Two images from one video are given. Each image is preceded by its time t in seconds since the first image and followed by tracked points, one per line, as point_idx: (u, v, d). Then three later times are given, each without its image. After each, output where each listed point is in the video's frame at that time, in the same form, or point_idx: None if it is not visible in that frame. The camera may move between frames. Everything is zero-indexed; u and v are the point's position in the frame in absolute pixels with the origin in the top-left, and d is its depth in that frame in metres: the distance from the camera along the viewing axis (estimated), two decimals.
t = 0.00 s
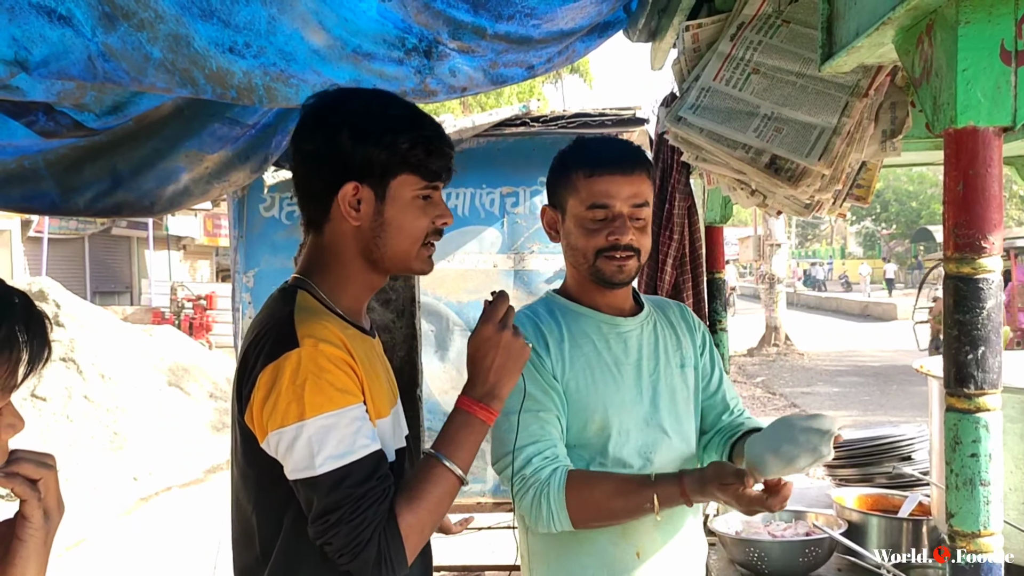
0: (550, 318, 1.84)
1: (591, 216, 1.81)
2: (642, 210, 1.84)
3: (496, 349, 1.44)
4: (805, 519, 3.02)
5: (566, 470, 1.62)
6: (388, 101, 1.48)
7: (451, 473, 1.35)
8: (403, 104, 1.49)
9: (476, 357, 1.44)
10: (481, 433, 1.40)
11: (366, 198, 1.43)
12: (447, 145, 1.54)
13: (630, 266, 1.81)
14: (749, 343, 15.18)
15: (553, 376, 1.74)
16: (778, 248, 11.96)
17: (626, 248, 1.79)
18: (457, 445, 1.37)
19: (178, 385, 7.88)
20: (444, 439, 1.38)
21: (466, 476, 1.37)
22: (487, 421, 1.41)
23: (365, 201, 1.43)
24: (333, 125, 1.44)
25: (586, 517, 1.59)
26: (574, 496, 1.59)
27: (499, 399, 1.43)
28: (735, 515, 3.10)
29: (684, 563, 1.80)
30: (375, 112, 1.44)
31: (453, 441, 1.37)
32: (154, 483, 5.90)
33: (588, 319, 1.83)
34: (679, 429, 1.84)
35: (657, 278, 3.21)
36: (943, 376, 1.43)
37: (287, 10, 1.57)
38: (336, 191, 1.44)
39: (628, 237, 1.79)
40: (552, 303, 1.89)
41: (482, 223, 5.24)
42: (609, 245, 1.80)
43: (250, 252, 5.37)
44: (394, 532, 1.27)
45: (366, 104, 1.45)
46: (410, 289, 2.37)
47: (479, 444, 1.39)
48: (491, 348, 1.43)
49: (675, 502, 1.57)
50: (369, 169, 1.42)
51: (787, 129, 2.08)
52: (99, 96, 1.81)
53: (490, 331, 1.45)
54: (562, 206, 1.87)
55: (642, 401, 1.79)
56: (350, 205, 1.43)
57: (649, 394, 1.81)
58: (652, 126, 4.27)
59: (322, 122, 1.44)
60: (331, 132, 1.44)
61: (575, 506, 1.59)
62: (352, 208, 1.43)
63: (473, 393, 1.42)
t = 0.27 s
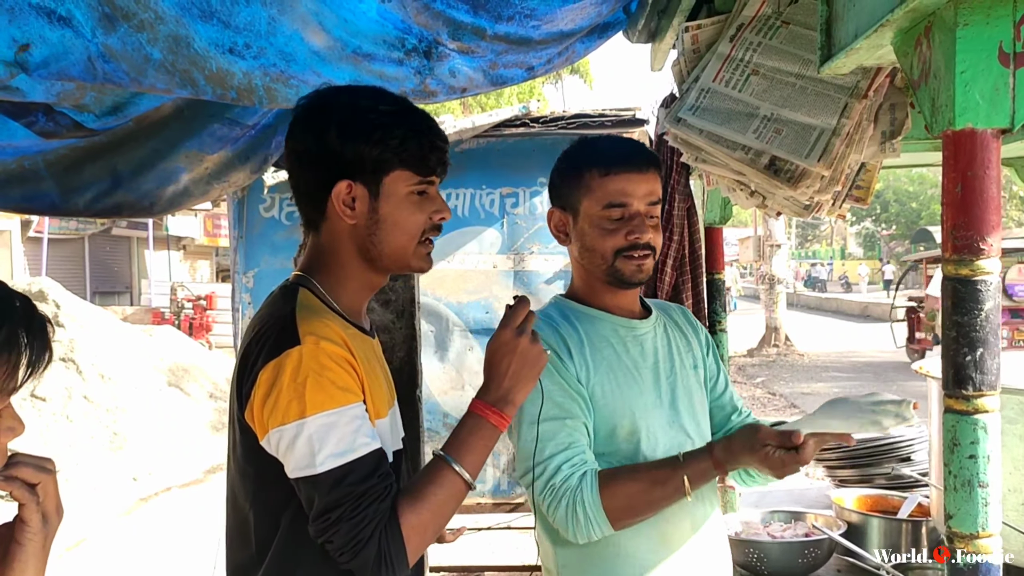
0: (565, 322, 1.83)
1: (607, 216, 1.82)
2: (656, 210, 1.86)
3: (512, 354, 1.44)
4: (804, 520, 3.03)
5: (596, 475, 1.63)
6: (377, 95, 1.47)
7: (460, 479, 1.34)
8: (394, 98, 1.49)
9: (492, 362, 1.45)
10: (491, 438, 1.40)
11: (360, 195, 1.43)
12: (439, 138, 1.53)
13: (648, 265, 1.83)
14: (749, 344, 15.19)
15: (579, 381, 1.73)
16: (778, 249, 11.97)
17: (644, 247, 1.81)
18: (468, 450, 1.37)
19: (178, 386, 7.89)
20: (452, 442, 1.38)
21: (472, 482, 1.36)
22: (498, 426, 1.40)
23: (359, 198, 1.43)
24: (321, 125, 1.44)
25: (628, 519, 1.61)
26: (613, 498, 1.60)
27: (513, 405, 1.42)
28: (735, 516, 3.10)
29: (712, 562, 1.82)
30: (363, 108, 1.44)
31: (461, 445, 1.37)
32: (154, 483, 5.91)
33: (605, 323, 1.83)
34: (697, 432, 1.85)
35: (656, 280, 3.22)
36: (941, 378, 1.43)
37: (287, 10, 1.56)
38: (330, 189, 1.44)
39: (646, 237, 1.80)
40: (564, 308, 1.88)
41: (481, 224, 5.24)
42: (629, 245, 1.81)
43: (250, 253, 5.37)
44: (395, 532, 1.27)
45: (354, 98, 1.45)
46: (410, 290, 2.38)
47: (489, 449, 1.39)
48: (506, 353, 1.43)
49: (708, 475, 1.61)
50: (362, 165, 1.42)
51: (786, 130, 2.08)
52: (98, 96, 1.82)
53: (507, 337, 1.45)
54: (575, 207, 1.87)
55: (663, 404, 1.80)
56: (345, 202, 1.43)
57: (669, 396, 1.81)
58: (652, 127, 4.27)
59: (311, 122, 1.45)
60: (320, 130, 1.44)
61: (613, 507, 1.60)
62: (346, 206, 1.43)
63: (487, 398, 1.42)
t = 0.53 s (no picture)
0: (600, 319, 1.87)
1: (635, 212, 1.86)
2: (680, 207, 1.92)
3: (500, 353, 1.44)
4: (803, 521, 3.03)
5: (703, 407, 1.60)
6: (396, 102, 1.48)
7: (449, 480, 1.34)
8: (413, 106, 1.50)
9: (481, 360, 1.45)
10: (481, 437, 1.40)
11: (370, 200, 1.44)
12: (458, 154, 1.53)
13: (672, 262, 1.88)
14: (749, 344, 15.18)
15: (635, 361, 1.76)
16: (778, 249, 11.97)
17: (670, 244, 1.87)
18: (456, 450, 1.37)
19: (177, 386, 7.88)
20: (444, 444, 1.38)
21: (462, 483, 1.36)
22: (487, 426, 1.41)
23: (369, 202, 1.44)
24: (339, 127, 1.47)
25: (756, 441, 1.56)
26: (737, 424, 1.55)
27: (503, 403, 1.43)
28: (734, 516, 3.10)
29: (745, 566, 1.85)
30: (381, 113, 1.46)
31: (452, 446, 1.37)
32: (153, 483, 5.91)
33: (637, 319, 1.89)
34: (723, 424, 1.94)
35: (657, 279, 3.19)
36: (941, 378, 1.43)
37: (286, 10, 1.55)
38: (341, 191, 1.45)
39: (672, 234, 1.86)
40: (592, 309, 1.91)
41: (481, 224, 5.24)
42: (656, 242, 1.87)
43: (249, 253, 5.37)
44: (388, 539, 1.27)
45: (375, 103, 1.47)
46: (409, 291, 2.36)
47: (479, 450, 1.39)
48: (496, 352, 1.44)
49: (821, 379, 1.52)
50: (376, 171, 1.43)
51: (784, 131, 2.07)
52: (96, 96, 1.81)
53: (495, 335, 1.45)
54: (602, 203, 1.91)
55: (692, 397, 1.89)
56: (354, 206, 1.44)
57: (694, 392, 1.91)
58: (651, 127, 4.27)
59: (331, 122, 1.47)
60: (337, 132, 1.47)
61: (737, 434, 1.56)
62: (355, 209, 1.44)
63: (475, 398, 1.42)
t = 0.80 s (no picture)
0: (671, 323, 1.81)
1: (688, 203, 1.99)
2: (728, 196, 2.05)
3: (497, 349, 1.45)
4: (802, 521, 3.03)
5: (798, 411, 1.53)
6: (410, 106, 1.48)
7: (450, 479, 1.34)
8: (426, 110, 1.50)
9: (476, 356, 1.45)
10: (479, 436, 1.40)
11: (377, 203, 1.44)
12: (468, 153, 1.53)
13: (729, 250, 2.00)
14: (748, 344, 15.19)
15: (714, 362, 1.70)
16: (777, 249, 11.98)
17: (725, 231, 1.99)
18: (455, 450, 1.36)
19: (176, 386, 7.88)
20: (443, 443, 1.37)
21: (463, 482, 1.36)
22: (485, 423, 1.41)
23: (377, 205, 1.44)
24: (350, 128, 1.46)
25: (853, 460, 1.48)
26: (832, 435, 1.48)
27: (500, 399, 1.43)
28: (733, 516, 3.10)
29: None
30: (394, 116, 1.45)
31: (451, 446, 1.37)
32: (152, 483, 5.91)
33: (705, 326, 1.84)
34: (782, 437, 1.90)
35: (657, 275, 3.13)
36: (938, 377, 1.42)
37: (284, 9, 1.55)
38: (349, 193, 1.45)
39: (727, 220, 1.98)
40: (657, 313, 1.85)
41: (480, 224, 5.23)
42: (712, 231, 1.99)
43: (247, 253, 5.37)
44: (392, 543, 1.27)
45: (387, 107, 1.47)
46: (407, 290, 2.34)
47: (479, 448, 1.39)
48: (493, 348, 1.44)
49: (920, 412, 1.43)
50: (385, 176, 1.43)
51: (784, 130, 2.09)
52: (94, 95, 1.81)
53: (491, 331, 1.47)
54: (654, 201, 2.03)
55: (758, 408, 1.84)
56: (361, 208, 1.44)
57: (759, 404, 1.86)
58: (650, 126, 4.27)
59: (340, 124, 1.47)
60: (347, 134, 1.46)
61: (836, 446, 1.47)
62: (363, 212, 1.44)
63: (473, 395, 1.42)
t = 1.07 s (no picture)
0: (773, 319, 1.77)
1: (737, 201, 2.17)
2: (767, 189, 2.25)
3: (519, 368, 1.47)
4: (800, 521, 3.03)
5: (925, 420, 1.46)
6: (467, 141, 1.49)
7: (461, 498, 1.35)
8: (482, 147, 1.51)
9: (497, 373, 1.47)
10: (494, 455, 1.41)
11: (410, 226, 1.44)
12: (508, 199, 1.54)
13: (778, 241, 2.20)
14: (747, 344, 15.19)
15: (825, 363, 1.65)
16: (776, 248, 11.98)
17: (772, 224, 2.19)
18: (471, 467, 1.38)
19: (174, 385, 7.87)
20: (457, 462, 1.38)
21: (474, 499, 1.37)
22: (502, 443, 1.41)
23: (409, 228, 1.44)
24: (401, 149, 1.45)
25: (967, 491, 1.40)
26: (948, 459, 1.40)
27: (517, 420, 1.44)
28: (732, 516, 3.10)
29: None
30: (454, 145, 1.46)
31: (464, 464, 1.38)
32: (151, 483, 5.91)
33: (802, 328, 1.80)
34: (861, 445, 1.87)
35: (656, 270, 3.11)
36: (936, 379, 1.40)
37: (281, 7, 1.55)
38: (384, 212, 1.45)
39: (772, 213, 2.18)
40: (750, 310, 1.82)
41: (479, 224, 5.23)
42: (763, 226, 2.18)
43: (245, 252, 5.37)
44: (395, 558, 1.27)
45: (448, 135, 1.47)
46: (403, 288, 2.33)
47: (492, 466, 1.40)
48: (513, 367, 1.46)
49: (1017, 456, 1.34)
50: (424, 201, 1.42)
51: (782, 130, 2.08)
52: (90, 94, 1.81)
53: (514, 350, 1.49)
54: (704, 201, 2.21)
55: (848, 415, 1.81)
56: (392, 228, 1.44)
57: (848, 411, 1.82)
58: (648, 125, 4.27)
59: (388, 140, 1.45)
60: (395, 153, 1.45)
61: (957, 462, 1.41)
62: (394, 231, 1.44)
63: (491, 413, 1.43)
